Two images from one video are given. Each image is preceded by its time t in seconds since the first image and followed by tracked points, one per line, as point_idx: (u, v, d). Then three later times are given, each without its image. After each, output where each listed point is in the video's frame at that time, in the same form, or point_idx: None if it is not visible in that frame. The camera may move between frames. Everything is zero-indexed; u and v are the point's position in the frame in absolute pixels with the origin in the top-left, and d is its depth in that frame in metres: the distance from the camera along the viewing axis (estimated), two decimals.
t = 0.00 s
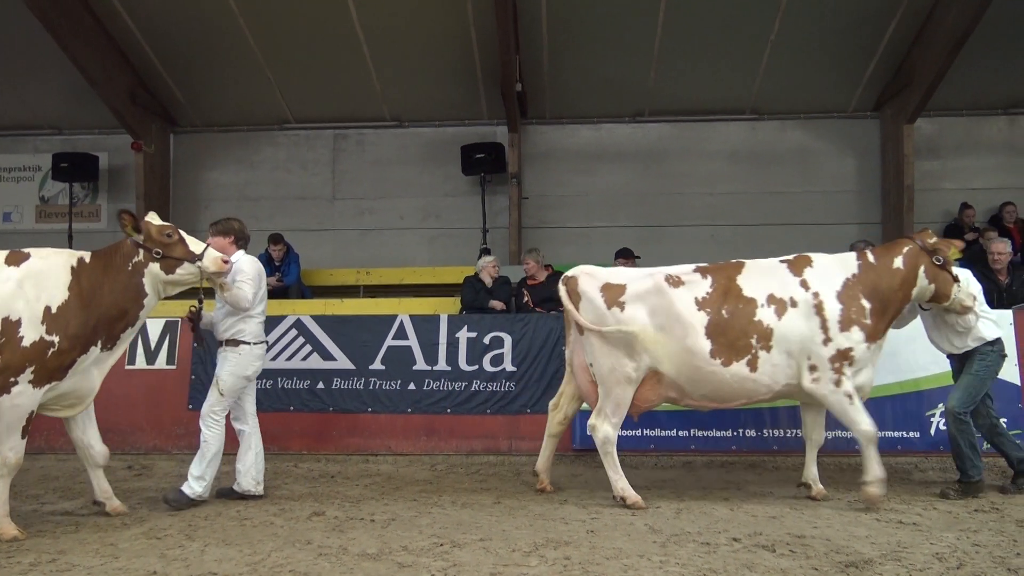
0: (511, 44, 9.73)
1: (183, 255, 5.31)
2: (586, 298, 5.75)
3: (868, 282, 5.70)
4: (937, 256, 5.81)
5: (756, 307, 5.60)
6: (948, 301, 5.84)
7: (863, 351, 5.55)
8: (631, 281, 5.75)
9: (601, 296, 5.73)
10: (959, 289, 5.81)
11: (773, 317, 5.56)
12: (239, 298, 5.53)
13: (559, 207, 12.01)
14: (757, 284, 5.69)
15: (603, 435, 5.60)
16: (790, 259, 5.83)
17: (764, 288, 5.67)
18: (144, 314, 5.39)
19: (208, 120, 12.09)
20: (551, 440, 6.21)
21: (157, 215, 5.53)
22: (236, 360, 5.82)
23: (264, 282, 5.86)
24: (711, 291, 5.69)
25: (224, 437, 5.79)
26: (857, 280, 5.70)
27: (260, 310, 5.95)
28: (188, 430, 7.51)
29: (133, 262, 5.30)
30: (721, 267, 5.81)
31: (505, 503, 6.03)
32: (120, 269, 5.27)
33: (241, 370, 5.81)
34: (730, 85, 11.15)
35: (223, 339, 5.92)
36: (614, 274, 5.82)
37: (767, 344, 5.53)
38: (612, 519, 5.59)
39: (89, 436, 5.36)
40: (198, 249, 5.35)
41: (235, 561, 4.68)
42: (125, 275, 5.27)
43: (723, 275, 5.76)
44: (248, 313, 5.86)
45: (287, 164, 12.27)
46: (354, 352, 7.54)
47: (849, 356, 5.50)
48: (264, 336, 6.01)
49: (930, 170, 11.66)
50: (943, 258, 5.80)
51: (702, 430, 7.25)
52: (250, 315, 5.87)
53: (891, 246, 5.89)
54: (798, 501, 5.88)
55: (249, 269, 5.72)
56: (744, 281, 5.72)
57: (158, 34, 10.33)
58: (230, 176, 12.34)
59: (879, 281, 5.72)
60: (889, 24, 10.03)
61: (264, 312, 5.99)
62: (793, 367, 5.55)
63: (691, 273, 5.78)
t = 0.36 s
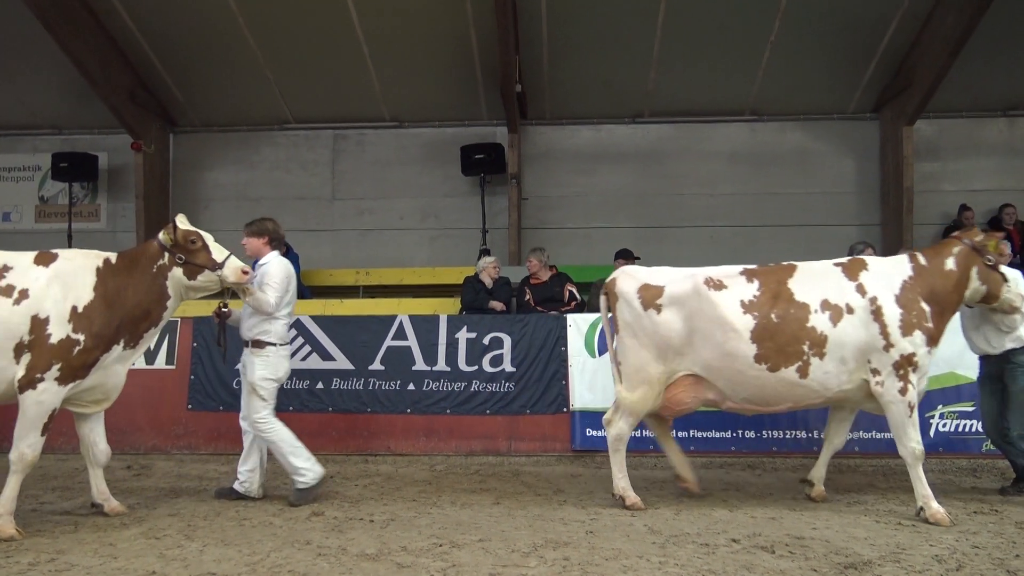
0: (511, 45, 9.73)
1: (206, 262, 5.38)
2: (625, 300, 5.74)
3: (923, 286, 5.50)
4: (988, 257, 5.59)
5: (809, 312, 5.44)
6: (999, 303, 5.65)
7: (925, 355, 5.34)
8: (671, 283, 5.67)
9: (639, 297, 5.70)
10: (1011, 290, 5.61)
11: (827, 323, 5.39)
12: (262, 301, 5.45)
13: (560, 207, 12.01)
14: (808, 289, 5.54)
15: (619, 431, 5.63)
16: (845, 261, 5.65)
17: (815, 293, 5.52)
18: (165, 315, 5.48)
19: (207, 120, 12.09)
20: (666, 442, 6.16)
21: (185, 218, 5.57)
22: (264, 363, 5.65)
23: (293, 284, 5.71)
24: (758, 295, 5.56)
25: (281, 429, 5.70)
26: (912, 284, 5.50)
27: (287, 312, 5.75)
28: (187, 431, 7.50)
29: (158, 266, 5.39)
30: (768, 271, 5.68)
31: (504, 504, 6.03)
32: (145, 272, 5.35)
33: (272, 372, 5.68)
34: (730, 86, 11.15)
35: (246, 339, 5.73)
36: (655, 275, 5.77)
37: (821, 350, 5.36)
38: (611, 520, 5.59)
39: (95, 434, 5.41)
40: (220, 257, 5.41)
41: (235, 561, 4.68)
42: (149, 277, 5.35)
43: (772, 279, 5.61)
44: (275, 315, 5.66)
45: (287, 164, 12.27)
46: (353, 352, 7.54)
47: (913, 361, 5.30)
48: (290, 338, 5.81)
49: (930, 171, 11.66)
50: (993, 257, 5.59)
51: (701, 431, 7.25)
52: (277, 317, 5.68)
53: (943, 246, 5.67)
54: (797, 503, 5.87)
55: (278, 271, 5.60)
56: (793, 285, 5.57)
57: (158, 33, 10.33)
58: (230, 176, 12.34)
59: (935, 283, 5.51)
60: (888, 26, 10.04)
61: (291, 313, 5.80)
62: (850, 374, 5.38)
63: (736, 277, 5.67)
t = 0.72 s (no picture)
0: (521, 42, 9.72)
1: (240, 261, 5.52)
2: (681, 297, 5.80)
3: (1000, 282, 5.36)
4: None
5: (868, 302, 5.43)
6: None
7: (987, 352, 5.25)
8: (727, 280, 5.72)
9: (696, 294, 5.75)
10: None
11: (886, 313, 5.37)
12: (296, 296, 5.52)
13: (570, 204, 12.00)
14: (869, 280, 5.52)
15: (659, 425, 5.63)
16: (913, 254, 5.58)
17: (877, 283, 5.49)
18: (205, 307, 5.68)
19: (218, 116, 12.12)
20: (709, 446, 6.13)
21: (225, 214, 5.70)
22: (313, 357, 5.71)
23: (333, 278, 5.77)
24: (816, 287, 5.58)
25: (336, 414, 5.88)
26: (987, 279, 5.37)
27: (330, 305, 5.81)
28: (199, 425, 7.53)
29: (196, 261, 5.57)
30: (829, 264, 5.69)
31: (514, 500, 6.03)
32: (183, 267, 5.54)
33: (322, 365, 5.73)
34: (741, 82, 11.11)
35: (293, 334, 5.80)
36: (711, 273, 5.82)
37: (879, 340, 5.34)
38: (621, 516, 5.58)
39: (116, 431, 5.64)
40: (255, 257, 5.53)
41: (245, 555, 4.69)
42: (188, 273, 5.55)
43: (832, 271, 5.62)
44: (316, 309, 5.72)
45: (297, 161, 12.30)
46: (364, 348, 7.55)
47: (971, 359, 5.22)
48: (335, 331, 5.84)
49: (942, 168, 11.59)
50: None
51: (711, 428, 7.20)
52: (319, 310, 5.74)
53: None
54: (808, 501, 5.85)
55: (315, 267, 5.68)
56: (854, 276, 5.57)
57: (169, 30, 10.37)
58: (240, 172, 12.38)
59: (1015, 281, 5.36)
60: (901, 22, 9.98)
61: (334, 306, 5.85)
62: (908, 366, 5.32)
63: (795, 270, 5.69)
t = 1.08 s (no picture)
0: (535, 24, 9.66)
1: (279, 245, 5.57)
2: (757, 280, 5.65)
3: None
4: None
5: (947, 286, 5.32)
6: None
7: None
8: (805, 263, 5.59)
9: (773, 278, 5.61)
10: None
11: (964, 297, 5.27)
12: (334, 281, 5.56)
13: (584, 187, 11.96)
14: (945, 264, 5.42)
15: (794, 414, 5.48)
16: (992, 240, 5.46)
17: (953, 268, 5.38)
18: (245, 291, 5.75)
19: (233, 99, 12.13)
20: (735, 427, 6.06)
21: (262, 199, 5.77)
22: (342, 339, 5.77)
23: (371, 262, 5.81)
24: (893, 271, 5.45)
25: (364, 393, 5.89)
26: None
27: (367, 288, 5.85)
28: (215, 407, 7.59)
29: (236, 245, 5.64)
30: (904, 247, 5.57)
31: (527, 482, 6.05)
32: (225, 251, 5.61)
33: (353, 348, 5.77)
34: (758, 64, 11.00)
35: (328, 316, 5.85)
36: (788, 257, 5.71)
37: (958, 325, 5.24)
38: (634, 499, 5.59)
39: (142, 410, 5.66)
40: (294, 241, 5.57)
41: (260, 535, 4.74)
42: (230, 257, 5.61)
43: (909, 255, 5.50)
44: (354, 293, 5.75)
45: (311, 143, 12.30)
46: (378, 330, 7.56)
47: None
48: (368, 314, 5.88)
49: (961, 152, 11.45)
50: None
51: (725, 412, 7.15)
52: (355, 294, 5.77)
53: None
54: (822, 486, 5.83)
55: (354, 251, 5.71)
56: (931, 260, 5.45)
57: (183, 13, 10.36)
58: (255, 156, 12.40)
59: None
60: (921, 4, 9.84)
61: (371, 289, 5.88)
62: (986, 353, 5.22)
63: (872, 254, 5.56)
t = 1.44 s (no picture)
0: (573, 18, 9.62)
1: (350, 239, 5.71)
2: (875, 278, 5.49)
3: None
4: None
5: None
6: None
7: None
8: (928, 259, 5.39)
9: (893, 275, 5.42)
10: None
11: None
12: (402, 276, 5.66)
13: (621, 181, 11.90)
14: None
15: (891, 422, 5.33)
16: None
17: None
18: (313, 287, 5.86)
19: (273, 96, 12.27)
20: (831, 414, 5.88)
21: (330, 196, 5.93)
22: (403, 333, 5.85)
23: (438, 259, 5.87)
24: None
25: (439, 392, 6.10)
26: None
27: (432, 284, 5.91)
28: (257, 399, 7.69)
29: (307, 241, 5.76)
30: None
31: (566, 477, 6.03)
32: (295, 246, 5.73)
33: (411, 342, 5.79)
34: (800, 54, 10.84)
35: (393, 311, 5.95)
36: (909, 252, 5.49)
37: None
38: (674, 495, 5.54)
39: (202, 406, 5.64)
40: (365, 234, 5.72)
41: (302, 527, 4.79)
42: (300, 251, 5.73)
43: None
44: (419, 289, 5.83)
45: (350, 139, 12.40)
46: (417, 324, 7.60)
47: None
48: (430, 310, 5.94)
49: (1010, 143, 11.17)
50: None
51: (767, 408, 7.08)
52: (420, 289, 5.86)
53: None
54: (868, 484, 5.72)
55: (422, 248, 5.79)
56: None
57: (225, 11, 10.50)
58: (295, 151, 12.54)
59: None
60: None
61: (436, 285, 5.94)
62: None
63: (1001, 251, 5.32)
